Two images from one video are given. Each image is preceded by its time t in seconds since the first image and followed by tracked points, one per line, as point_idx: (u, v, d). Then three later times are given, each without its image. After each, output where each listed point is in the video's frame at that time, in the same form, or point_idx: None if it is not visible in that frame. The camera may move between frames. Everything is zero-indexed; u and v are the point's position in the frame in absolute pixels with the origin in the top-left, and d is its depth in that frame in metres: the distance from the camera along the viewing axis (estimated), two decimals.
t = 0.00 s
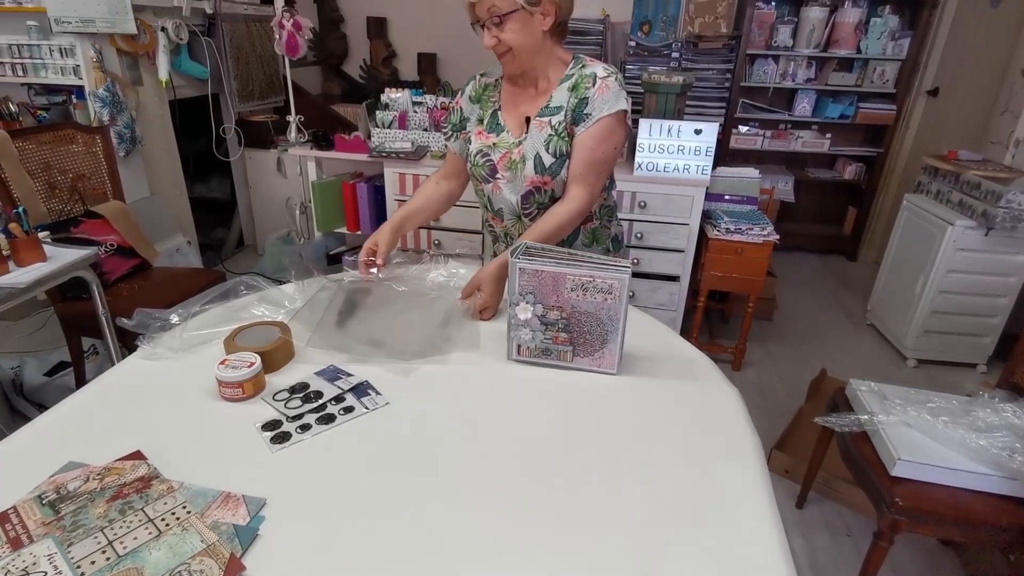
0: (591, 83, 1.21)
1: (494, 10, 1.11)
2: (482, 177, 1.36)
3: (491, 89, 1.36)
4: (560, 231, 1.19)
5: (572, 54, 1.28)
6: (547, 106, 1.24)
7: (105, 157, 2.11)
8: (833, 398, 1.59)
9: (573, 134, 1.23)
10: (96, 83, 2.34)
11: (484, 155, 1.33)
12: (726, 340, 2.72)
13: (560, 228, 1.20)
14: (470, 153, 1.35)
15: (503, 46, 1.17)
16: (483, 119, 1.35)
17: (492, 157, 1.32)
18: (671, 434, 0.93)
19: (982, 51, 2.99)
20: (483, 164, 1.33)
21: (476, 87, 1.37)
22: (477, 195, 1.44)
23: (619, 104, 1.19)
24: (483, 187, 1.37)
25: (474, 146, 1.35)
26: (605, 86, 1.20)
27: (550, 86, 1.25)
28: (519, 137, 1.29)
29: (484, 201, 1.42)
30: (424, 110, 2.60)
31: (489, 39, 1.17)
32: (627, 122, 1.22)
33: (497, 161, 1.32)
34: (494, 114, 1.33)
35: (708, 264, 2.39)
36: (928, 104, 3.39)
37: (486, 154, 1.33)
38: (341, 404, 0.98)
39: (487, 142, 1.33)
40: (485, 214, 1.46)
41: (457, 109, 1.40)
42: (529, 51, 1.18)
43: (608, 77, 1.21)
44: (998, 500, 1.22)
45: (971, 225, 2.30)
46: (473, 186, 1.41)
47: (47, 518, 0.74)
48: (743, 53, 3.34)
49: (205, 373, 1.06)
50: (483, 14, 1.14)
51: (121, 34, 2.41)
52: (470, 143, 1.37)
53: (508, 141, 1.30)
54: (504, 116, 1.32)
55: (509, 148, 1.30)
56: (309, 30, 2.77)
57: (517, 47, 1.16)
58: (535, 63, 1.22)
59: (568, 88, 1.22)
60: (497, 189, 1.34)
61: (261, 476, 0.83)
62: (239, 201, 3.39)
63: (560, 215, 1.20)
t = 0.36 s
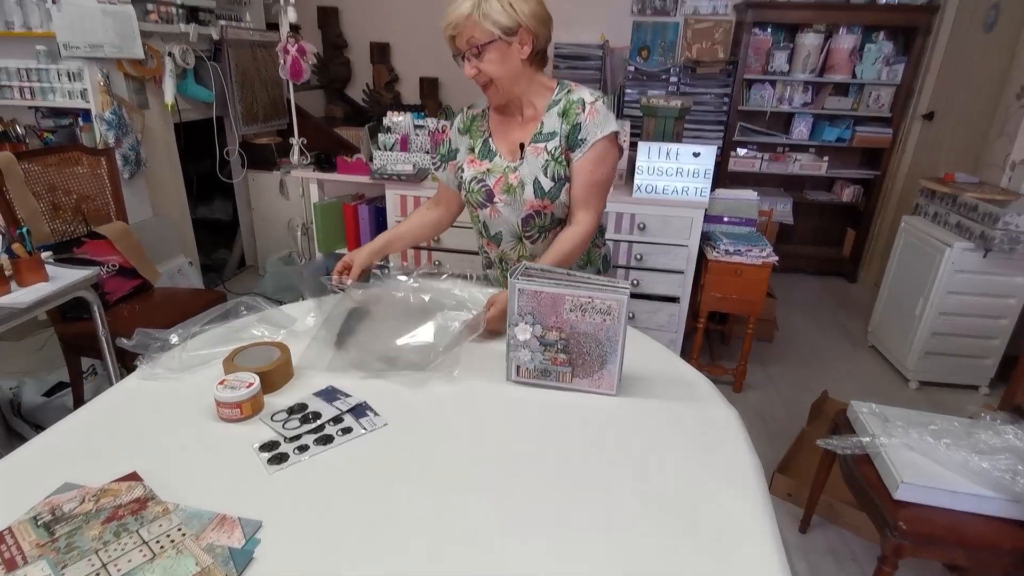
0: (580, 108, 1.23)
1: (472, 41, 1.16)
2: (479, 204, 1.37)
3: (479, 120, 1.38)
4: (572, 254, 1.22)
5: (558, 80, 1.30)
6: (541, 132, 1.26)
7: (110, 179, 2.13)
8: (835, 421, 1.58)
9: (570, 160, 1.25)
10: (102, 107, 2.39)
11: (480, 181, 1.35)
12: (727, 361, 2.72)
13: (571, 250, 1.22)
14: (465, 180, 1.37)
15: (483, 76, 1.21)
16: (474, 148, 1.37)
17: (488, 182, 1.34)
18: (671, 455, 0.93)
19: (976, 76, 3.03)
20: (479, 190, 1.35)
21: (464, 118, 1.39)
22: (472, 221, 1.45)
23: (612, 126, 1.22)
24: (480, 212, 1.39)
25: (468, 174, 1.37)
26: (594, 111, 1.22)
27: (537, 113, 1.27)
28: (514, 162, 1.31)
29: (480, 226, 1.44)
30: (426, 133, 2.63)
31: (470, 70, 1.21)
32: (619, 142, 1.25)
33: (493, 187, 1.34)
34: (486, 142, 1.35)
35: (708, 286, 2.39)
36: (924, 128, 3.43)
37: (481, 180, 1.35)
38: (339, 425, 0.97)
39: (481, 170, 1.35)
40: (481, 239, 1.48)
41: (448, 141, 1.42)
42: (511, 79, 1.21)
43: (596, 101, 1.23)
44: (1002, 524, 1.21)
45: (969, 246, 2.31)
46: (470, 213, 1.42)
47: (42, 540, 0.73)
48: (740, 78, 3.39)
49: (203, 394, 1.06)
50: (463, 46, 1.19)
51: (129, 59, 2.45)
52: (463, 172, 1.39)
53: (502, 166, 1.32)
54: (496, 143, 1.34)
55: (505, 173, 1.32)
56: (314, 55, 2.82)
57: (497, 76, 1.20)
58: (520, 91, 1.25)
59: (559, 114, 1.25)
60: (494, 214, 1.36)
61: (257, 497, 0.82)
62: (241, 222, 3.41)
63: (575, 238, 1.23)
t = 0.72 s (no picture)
0: (574, 157, 1.26)
1: (464, 95, 1.21)
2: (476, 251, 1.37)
3: (476, 172, 1.41)
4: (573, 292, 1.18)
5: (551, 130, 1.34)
6: (536, 180, 1.28)
7: (115, 227, 2.15)
8: (843, 472, 1.54)
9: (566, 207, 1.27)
10: (112, 157, 2.44)
11: (477, 230, 1.36)
12: (730, 411, 2.67)
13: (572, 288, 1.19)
14: (462, 230, 1.39)
15: (475, 127, 1.25)
16: (472, 200, 1.39)
17: (485, 231, 1.35)
18: (675, 508, 0.90)
19: (964, 130, 3.11)
20: (476, 239, 1.36)
21: (461, 171, 1.42)
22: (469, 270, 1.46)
23: (607, 171, 1.24)
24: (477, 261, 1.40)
25: (465, 224, 1.38)
26: (588, 158, 1.26)
27: (530, 163, 1.31)
28: (509, 210, 1.33)
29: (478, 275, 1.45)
30: (428, 183, 2.68)
31: (464, 122, 1.26)
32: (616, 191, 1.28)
33: (489, 235, 1.35)
34: (482, 193, 1.38)
35: (709, 334, 2.38)
36: (917, 180, 3.50)
37: (478, 230, 1.36)
38: (334, 474, 0.95)
39: (478, 220, 1.36)
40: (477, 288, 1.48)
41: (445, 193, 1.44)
42: (502, 132, 1.25)
43: (589, 149, 1.27)
44: None
45: (969, 295, 2.31)
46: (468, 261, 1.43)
47: None
48: (735, 131, 3.48)
49: (197, 442, 1.04)
50: (457, 99, 1.24)
51: (140, 112, 2.53)
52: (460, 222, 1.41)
53: (497, 215, 1.34)
54: (491, 193, 1.37)
55: (501, 222, 1.33)
56: (320, 108, 2.90)
57: (488, 128, 1.24)
58: (513, 142, 1.29)
59: (554, 162, 1.27)
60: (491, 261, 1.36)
61: (247, 551, 0.79)
62: (243, 270, 3.43)
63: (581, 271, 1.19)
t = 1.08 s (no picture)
0: (565, 172, 1.24)
1: (463, 109, 1.22)
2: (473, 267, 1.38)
3: (477, 189, 1.45)
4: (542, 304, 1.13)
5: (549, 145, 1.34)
6: (529, 197, 1.28)
7: (117, 240, 2.16)
8: (847, 486, 1.53)
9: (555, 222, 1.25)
10: (114, 171, 2.45)
11: (475, 247, 1.37)
12: (731, 424, 2.66)
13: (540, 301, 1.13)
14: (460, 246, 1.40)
15: (475, 141, 1.26)
16: (471, 216, 1.42)
17: (482, 248, 1.36)
18: (678, 523, 0.89)
19: (963, 143, 3.12)
20: (473, 256, 1.36)
21: (462, 187, 1.45)
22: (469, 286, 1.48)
23: (596, 186, 1.21)
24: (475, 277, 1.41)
25: (464, 241, 1.40)
26: (579, 173, 1.22)
27: (528, 178, 1.31)
28: (505, 227, 1.34)
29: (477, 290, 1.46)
30: (429, 197, 2.69)
31: (463, 136, 1.27)
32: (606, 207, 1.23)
33: (487, 252, 1.36)
34: (481, 209, 1.41)
35: (709, 347, 2.38)
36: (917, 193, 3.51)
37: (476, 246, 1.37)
38: (333, 489, 0.94)
39: (476, 236, 1.38)
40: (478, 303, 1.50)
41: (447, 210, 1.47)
42: (500, 146, 1.26)
43: (582, 165, 1.24)
44: None
45: (970, 307, 2.31)
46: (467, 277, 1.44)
47: None
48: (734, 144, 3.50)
49: (195, 457, 1.03)
50: (456, 113, 1.25)
51: (144, 126, 2.55)
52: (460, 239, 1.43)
53: (494, 232, 1.35)
54: (490, 209, 1.39)
55: (497, 239, 1.34)
56: (322, 122, 2.92)
57: (486, 141, 1.25)
58: (511, 156, 1.29)
59: (545, 178, 1.26)
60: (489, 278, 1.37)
61: (245, 568, 0.78)
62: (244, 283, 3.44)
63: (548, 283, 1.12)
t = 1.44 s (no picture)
0: (542, 192, 1.23)
1: (474, 111, 1.21)
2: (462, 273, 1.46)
3: (477, 191, 1.47)
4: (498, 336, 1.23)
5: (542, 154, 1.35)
6: (508, 212, 1.30)
7: (120, 243, 2.16)
8: (850, 489, 1.52)
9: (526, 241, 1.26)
10: (118, 173, 2.46)
11: (466, 253, 1.44)
12: (734, 427, 2.65)
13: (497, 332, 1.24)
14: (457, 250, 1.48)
15: (480, 145, 1.25)
16: (468, 220, 1.47)
17: (471, 255, 1.43)
18: (680, 525, 0.89)
19: (965, 145, 3.12)
20: (464, 261, 1.43)
21: (464, 189, 1.49)
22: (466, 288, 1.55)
23: (561, 213, 1.20)
24: (466, 282, 1.47)
25: (460, 245, 1.47)
26: (553, 196, 1.21)
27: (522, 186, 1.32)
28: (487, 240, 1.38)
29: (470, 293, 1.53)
30: (431, 200, 2.69)
31: (469, 138, 1.26)
32: (579, 228, 1.22)
33: (474, 259, 1.42)
34: (476, 215, 1.45)
35: (711, 350, 2.38)
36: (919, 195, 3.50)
37: (467, 252, 1.44)
38: (336, 491, 0.94)
39: (469, 242, 1.45)
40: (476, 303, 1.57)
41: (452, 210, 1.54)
42: (504, 152, 1.27)
43: (559, 186, 1.22)
44: None
45: (974, 310, 2.30)
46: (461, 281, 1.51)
47: None
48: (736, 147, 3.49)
49: (198, 459, 1.03)
50: (465, 115, 1.23)
51: (147, 129, 2.55)
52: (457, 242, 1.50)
53: (482, 240, 1.40)
54: (483, 215, 1.43)
55: (481, 249, 1.39)
56: (324, 125, 2.93)
57: (493, 147, 1.25)
58: (512, 162, 1.30)
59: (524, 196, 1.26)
60: (475, 284, 1.43)
61: (248, 570, 0.78)
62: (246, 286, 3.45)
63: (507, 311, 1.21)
